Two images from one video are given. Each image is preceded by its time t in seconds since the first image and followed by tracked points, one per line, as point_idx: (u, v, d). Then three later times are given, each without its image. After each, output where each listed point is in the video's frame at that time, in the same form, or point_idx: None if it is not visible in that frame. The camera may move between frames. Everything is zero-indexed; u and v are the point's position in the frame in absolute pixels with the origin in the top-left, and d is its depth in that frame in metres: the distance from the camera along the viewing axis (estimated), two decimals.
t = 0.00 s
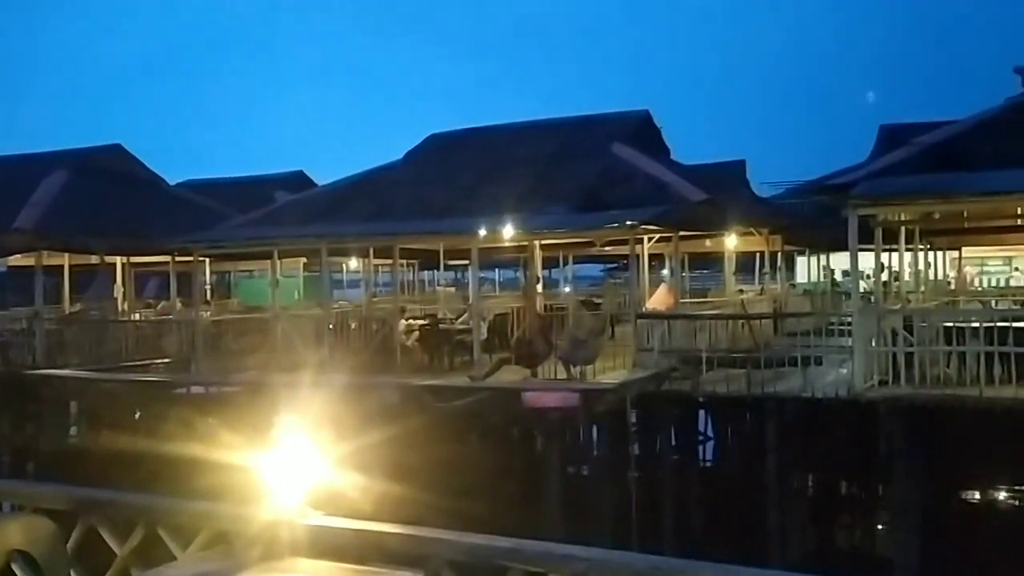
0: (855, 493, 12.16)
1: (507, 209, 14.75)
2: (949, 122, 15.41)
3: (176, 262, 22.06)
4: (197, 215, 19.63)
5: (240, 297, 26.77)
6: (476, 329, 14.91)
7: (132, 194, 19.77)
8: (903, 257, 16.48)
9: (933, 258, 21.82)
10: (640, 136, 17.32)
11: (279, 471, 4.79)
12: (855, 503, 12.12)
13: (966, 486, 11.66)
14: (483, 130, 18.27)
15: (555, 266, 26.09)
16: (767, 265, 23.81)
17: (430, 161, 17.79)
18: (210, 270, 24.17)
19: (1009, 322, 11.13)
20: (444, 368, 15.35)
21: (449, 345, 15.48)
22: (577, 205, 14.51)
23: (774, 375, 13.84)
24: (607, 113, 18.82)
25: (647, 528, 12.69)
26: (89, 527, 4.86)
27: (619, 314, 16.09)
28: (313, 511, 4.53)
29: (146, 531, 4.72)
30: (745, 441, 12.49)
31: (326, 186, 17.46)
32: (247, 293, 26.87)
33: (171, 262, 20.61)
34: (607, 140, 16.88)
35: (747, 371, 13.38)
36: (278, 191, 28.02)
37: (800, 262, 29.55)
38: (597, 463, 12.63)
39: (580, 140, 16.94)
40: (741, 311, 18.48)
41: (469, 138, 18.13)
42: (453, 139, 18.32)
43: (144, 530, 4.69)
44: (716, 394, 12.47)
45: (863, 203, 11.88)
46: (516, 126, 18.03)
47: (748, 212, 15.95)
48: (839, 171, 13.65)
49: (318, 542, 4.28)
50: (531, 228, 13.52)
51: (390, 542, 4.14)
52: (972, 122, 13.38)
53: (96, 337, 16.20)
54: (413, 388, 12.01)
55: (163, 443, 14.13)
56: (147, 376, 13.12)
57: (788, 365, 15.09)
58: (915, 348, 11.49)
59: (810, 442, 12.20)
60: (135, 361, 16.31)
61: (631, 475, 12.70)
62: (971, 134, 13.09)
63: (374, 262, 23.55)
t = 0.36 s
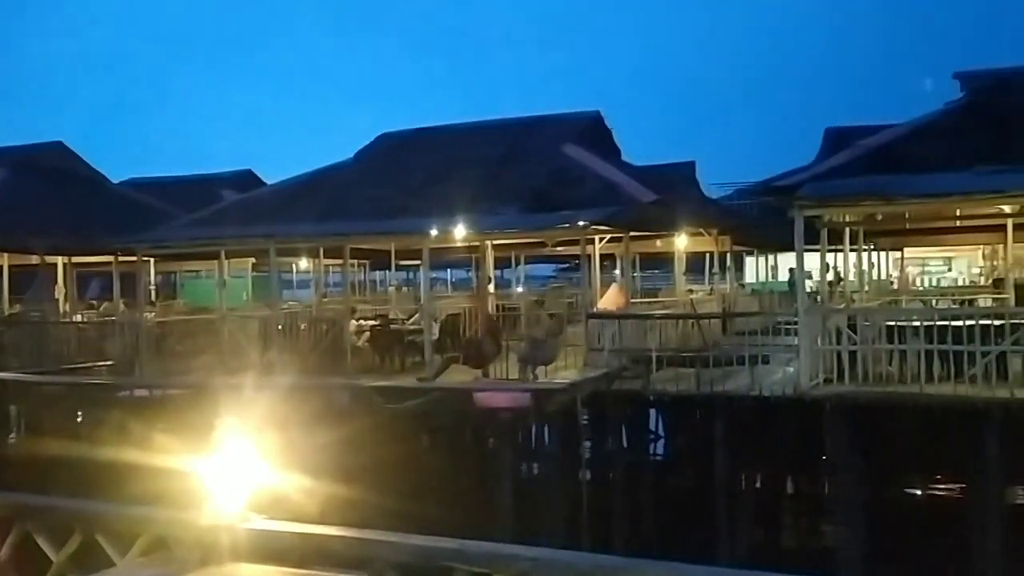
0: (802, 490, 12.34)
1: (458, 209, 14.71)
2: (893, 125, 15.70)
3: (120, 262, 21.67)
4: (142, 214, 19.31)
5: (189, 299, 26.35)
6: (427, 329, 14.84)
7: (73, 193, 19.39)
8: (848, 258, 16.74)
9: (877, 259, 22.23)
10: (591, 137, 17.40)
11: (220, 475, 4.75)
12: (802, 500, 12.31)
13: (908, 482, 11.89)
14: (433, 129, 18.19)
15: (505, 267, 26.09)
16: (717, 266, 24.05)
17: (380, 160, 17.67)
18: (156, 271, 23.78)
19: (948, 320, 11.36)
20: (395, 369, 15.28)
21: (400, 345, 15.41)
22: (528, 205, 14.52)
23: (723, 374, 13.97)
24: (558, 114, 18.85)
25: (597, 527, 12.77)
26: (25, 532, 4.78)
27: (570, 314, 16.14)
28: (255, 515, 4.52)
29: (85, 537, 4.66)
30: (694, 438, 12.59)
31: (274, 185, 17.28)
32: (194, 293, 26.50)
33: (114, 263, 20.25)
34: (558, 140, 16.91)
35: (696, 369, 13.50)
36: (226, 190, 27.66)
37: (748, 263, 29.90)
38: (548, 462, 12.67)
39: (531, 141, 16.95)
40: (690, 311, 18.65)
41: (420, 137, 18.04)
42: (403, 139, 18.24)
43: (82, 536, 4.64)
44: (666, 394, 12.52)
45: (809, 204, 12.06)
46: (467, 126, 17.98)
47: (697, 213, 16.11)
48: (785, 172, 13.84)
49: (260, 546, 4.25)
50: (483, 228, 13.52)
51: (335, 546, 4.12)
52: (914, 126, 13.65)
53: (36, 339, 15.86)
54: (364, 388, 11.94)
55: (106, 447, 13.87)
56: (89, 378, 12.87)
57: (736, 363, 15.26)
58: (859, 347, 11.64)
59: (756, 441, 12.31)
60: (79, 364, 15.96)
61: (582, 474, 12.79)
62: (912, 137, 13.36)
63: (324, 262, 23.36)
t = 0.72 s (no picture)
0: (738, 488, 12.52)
1: (398, 209, 14.63)
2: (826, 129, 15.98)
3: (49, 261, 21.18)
4: (72, 213, 18.91)
5: (122, 300, 25.65)
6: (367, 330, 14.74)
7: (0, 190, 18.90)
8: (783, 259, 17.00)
9: (811, 260, 22.64)
10: (531, 137, 17.42)
11: (148, 480, 4.69)
12: (738, 498, 12.49)
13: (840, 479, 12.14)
14: (373, 128, 18.06)
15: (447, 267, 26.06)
16: (656, 266, 24.30)
17: (319, 159, 17.51)
18: (88, 270, 23.29)
19: (879, 320, 11.57)
20: (335, 370, 15.17)
21: (340, 346, 15.29)
22: (469, 206, 14.50)
23: (662, 373, 14.12)
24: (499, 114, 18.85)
25: (537, 527, 12.85)
26: None
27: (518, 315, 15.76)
28: (182, 521, 4.53)
29: (5, 545, 4.57)
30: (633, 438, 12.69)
31: (210, 184, 17.02)
32: (127, 293, 26.02)
33: (44, 261, 19.78)
34: (499, 141, 16.91)
35: (636, 369, 13.62)
36: (160, 188, 27.19)
37: (686, 263, 30.23)
38: (488, 462, 12.69)
39: (471, 141, 16.93)
40: (630, 311, 18.82)
41: (359, 136, 17.91)
42: (342, 137, 18.08)
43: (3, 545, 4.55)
44: (607, 393, 12.53)
45: (745, 207, 12.21)
46: (407, 125, 17.88)
47: (637, 214, 16.26)
48: (722, 174, 14.00)
49: (187, 552, 4.20)
50: (424, 229, 13.44)
51: (265, 551, 4.09)
52: (846, 130, 13.91)
53: None
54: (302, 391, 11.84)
55: (34, 452, 13.55)
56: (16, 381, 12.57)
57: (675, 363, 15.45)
58: (793, 346, 11.81)
59: (694, 441, 12.40)
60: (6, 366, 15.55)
61: (521, 474, 12.86)
62: (844, 141, 13.61)
63: (263, 262, 23.10)
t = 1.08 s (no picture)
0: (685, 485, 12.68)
1: (345, 209, 14.50)
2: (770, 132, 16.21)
3: None
4: (9, 211, 18.47)
5: (57, 299, 25.21)
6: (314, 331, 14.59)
7: None
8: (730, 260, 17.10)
9: (756, 260, 22.93)
10: (479, 138, 17.41)
11: (83, 485, 4.66)
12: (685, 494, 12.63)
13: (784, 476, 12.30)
14: (319, 127, 17.89)
15: (395, 267, 25.92)
16: (605, 266, 24.41)
17: (264, 158, 17.30)
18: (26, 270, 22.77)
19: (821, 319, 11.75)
20: (281, 371, 15.01)
21: (287, 347, 15.00)
22: (416, 206, 14.42)
23: (611, 373, 14.18)
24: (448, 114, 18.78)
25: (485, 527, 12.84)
26: None
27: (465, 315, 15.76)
28: (117, 526, 4.50)
29: None
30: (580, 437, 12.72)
31: (153, 182, 16.74)
32: (66, 293, 25.50)
33: None
34: (447, 141, 16.85)
35: (584, 369, 13.65)
36: (102, 187, 26.71)
37: (634, 263, 30.40)
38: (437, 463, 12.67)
39: (420, 141, 16.85)
40: (579, 311, 18.89)
41: (305, 135, 17.74)
42: (289, 137, 17.88)
43: None
44: (556, 393, 12.54)
45: (691, 208, 12.32)
46: (354, 124, 17.73)
47: (585, 215, 16.32)
48: (668, 176, 14.11)
49: (124, 557, 4.21)
50: (371, 228, 13.34)
51: (204, 556, 4.09)
52: (789, 134, 14.12)
53: None
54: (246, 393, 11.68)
55: None
56: None
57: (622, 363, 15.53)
58: (739, 345, 11.89)
59: (640, 439, 12.46)
60: None
61: (469, 474, 12.84)
62: (787, 145, 13.82)
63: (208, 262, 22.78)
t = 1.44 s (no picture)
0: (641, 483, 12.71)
1: (299, 209, 14.31)
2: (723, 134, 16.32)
3: None
4: None
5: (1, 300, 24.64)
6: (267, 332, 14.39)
7: None
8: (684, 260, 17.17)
9: (709, 260, 23.09)
10: (433, 138, 17.34)
11: (21, 488, 4.59)
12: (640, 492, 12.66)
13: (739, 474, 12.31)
14: (272, 125, 17.68)
15: (349, 267, 25.70)
16: (560, 267, 24.43)
17: (216, 157, 17.07)
18: None
19: (773, 319, 11.84)
20: (233, 373, 14.79)
21: (238, 348, 14.80)
22: (370, 206, 14.26)
23: (566, 373, 14.14)
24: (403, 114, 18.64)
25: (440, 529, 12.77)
26: None
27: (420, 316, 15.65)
28: (58, 531, 4.46)
29: None
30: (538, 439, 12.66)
31: (101, 180, 16.44)
32: (11, 294, 24.92)
33: None
34: (402, 141, 16.73)
35: (540, 369, 13.60)
36: (47, 185, 26.16)
37: (590, 263, 30.48)
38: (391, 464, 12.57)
39: (374, 142, 16.72)
40: (534, 311, 18.85)
41: (258, 134, 17.53)
42: (240, 135, 17.67)
43: None
44: (512, 394, 12.47)
45: (645, 208, 12.36)
46: (308, 123, 17.55)
47: (540, 215, 16.28)
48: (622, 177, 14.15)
49: (62, 563, 4.15)
50: (325, 228, 13.20)
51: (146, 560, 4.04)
52: (742, 136, 14.24)
53: None
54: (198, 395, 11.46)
55: None
56: None
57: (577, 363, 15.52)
58: (693, 345, 11.95)
59: (595, 438, 12.46)
60: None
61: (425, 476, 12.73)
62: (740, 146, 13.93)
63: (158, 262, 22.38)
